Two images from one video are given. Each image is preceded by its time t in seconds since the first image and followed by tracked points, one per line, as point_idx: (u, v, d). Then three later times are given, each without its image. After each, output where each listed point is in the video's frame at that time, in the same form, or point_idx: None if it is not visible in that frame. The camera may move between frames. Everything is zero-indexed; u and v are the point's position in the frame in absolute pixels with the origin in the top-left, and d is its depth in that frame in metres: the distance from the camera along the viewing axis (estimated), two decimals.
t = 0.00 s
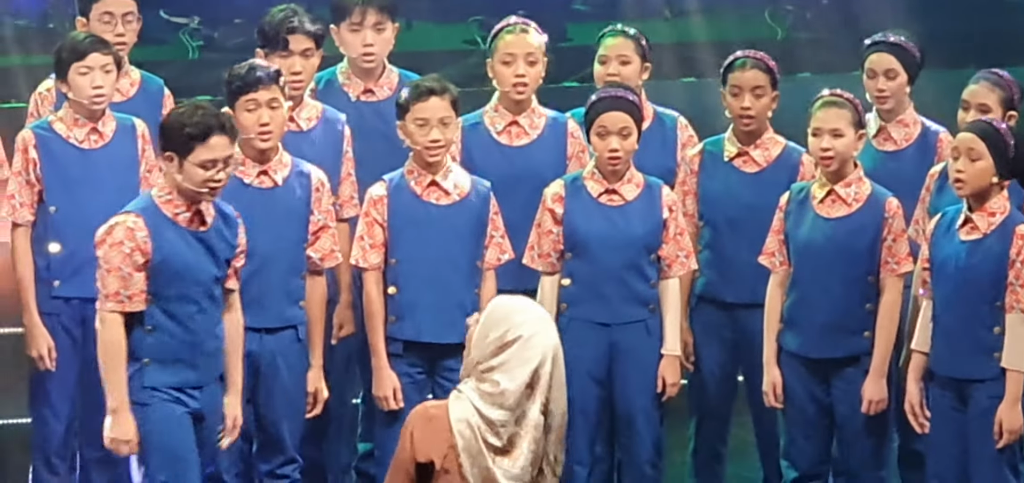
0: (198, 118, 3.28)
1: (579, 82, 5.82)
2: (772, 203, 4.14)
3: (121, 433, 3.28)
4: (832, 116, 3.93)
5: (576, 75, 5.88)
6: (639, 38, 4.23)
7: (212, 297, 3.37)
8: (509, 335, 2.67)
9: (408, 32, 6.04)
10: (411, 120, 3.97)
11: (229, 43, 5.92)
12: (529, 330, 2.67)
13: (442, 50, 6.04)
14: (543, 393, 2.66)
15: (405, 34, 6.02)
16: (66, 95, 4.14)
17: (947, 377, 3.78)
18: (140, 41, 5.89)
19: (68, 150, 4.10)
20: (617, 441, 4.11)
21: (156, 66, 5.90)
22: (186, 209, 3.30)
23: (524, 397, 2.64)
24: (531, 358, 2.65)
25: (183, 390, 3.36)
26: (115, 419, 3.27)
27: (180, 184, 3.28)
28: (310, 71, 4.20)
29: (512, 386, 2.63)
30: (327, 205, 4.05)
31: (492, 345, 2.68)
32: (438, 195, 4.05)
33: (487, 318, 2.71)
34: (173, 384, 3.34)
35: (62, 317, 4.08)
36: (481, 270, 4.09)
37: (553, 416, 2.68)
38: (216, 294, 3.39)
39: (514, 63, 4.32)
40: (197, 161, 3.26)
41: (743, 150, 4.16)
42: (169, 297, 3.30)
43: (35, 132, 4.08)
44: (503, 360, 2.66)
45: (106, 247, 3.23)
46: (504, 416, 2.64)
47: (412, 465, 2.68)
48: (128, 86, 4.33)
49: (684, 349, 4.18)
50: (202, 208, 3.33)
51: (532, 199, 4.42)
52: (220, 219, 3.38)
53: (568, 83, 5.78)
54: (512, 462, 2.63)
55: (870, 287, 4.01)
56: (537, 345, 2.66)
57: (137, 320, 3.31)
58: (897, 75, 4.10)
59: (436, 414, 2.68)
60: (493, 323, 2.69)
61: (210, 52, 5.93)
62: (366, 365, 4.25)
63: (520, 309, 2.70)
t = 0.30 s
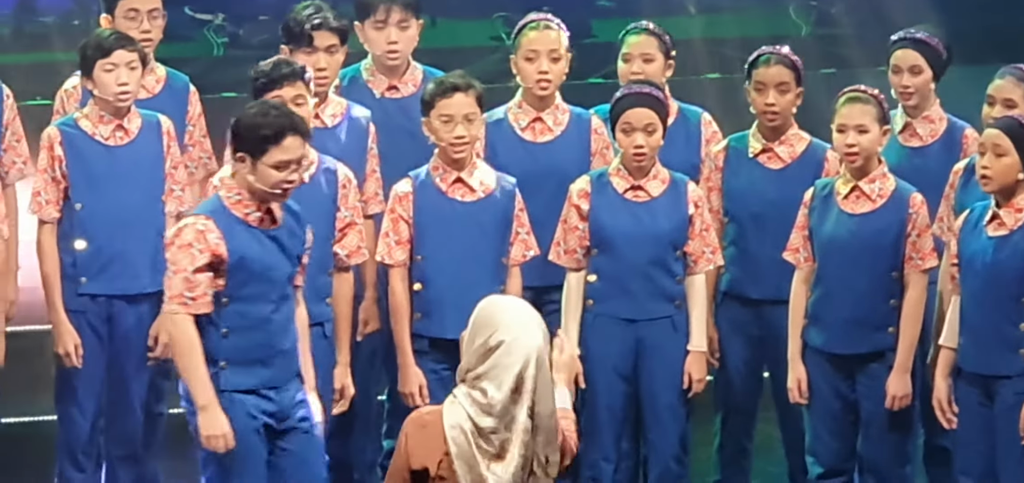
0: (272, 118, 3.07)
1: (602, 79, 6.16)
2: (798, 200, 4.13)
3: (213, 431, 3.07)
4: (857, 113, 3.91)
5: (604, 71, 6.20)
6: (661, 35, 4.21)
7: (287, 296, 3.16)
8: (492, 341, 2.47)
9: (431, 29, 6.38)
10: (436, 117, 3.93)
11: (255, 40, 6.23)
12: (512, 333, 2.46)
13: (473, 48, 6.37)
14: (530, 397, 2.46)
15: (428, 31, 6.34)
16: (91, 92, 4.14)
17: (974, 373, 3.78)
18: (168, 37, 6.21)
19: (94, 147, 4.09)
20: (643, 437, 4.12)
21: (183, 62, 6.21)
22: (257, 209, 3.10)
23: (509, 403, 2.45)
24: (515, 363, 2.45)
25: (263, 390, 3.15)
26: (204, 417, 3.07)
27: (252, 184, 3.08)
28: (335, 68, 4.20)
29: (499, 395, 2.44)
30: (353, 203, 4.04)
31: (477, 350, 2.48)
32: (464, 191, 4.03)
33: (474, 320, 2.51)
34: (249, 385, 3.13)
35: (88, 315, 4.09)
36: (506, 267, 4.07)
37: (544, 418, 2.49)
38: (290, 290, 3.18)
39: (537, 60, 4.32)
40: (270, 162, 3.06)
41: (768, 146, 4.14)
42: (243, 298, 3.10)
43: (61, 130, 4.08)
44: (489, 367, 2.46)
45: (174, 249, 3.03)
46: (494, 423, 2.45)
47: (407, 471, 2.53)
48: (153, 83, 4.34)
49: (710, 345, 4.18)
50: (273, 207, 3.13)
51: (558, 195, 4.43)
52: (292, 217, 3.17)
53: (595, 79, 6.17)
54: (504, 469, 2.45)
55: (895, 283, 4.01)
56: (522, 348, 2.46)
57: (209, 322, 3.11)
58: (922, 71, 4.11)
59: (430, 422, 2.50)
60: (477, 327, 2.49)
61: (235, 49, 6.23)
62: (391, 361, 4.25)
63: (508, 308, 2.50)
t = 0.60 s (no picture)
0: (362, 127, 3.00)
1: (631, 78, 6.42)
2: (828, 198, 4.12)
3: (292, 444, 3.05)
4: (886, 111, 3.87)
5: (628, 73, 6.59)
6: (689, 34, 4.19)
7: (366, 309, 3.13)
8: (479, 349, 2.45)
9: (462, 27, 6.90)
10: (466, 116, 3.92)
11: (287, 41, 6.77)
12: (496, 337, 2.43)
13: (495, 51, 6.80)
14: (518, 400, 2.43)
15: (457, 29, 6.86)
16: (121, 92, 4.14)
17: (1005, 371, 3.78)
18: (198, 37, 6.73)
19: (124, 147, 4.08)
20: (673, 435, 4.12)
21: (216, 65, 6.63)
22: (343, 218, 3.06)
23: (499, 408, 2.43)
24: (500, 369, 2.42)
25: (339, 401, 3.12)
26: (286, 429, 3.05)
27: (338, 194, 3.03)
28: (365, 67, 4.20)
29: (488, 400, 2.44)
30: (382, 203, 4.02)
31: (468, 358, 2.47)
32: (494, 191, 4.03)
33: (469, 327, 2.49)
34: (325, 395, 3.11)
35: (118, 315, 4.09)
36: (537, 267, 4.06)
37: (538, 417, 2.45)
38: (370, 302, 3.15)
39: (565, 59, 4.31)
40: (358, 172, 3.00)
41: (799, 145, 4.13)
42: (326, 308, 3.08)
43: (91, 130, 4.07)
44: (477, 375, 2.44)
45: (260, 258, 3.01)
46: (489, 430, 2.44)
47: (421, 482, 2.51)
48: (183, 83, 4.34)
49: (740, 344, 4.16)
50: (359, 216, 3.09)
51: (587, 195, 4.43)
52: (375, 228, 3.13)
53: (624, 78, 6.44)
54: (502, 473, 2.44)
55: (925, 281, 3.98)
56: (506, 352, 2.42)
57: (291, 332, 3.09)
58: (951, 71, 4.11)
59: (437, 431, 2.49)
60: (470, 337, 2.47)
61: (266, 49, 6.77)
62: (421, 361, 4.24)
63: (501, 309, 2.47)
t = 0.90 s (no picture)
0: (457, 126, 2.91)
1: (648, 79, 6.27)
2: (845, 198, 4.12)
3: (370, 448, 3.01)
4: (903, 111, 3.87)
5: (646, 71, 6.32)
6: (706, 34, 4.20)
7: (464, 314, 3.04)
8: (482, 358, 2.31)
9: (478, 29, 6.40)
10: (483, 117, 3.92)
11: (302, 42, 6.24)
12: (497, 344, 2.29)
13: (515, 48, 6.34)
14: (524, 406, 2.28)
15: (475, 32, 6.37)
16: (138, 96, 4.14)
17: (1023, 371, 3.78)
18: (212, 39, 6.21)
19: (141, 150, 4.08)
20: (690, 435, 4.12)
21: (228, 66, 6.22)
22: (441, 220, 2.96)
23: (504, 415, 2.29)
24: (502, 376, 2.28)
25: (433, 404, 3.05)
26: (366, 432, 3.00)
27: (434, 195, 2.94)
28: (380, 69, 4.18)
29: (492, 408, 2.29)
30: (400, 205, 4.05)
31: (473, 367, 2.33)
32: (511, 193, 4.01)
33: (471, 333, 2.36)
34: (419, 398, 3.04)
35: (135, 318, 4.09)
36: (554, 269, 4.03)
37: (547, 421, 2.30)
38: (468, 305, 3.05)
39: (579, 60, 4.28)
40: (454, 173, 2.91)
41: (816, 145, 4.13)
42: (422, 311, 2.99)
43: (107, 133, 4.08)
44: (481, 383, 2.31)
45: (358, 256, 2.92)
46: (494, 438, 2.31)
47: None
48: (200, 85, 4.35)
49: (758, 344, 4.16)
50: (456, 218, 2.99)
51: (603, 197, 4.40)
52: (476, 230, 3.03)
53: (641, 79, 6.28)
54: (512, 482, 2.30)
55: (942, 281, 3.96)
56: (508, 359, 2.28)
57: (388, 334, 3.02)
58: (968, 71, 4.13)
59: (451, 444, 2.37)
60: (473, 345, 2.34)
61: (280, 52, 6.25)
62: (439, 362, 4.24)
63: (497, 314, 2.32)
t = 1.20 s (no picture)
0: (519, 124, 3.13)
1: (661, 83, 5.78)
2: (861, 200, 4.12)
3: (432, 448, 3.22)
4: (919, 113, 3.88)
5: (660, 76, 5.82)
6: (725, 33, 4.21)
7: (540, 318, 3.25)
8: (530, 353, 2.30)
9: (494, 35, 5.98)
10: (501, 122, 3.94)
11: (315, 49, 5.88)
12: (550, 338, 2.29)
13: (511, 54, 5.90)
14: (571, 403, 2.28)
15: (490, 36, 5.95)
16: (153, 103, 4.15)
17: None
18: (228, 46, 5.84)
19: (156, 156, 4.09)
20: (707, 440, 4.12)
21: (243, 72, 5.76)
22: (516, 224, 3.21)
23: (551, 409, 2.28)
24: (551, 371, 2.28)
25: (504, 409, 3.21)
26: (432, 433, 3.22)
27: (506, 196, 3.18)
28: (394, 74, 4.16)
29: (539, 401, 2.29)
30: (416, 211, 4.04)
31: (517, 360, 2.32)
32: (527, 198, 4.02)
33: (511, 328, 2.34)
34: (494, 404, 3.20)
35: (151, 324, 4.09)
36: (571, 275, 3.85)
37: (590, 420, 2.30)
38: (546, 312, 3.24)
39: (592, 64, 4.18)
40: (521, 168, 3.13)
41: (832, 148, 4.13)
42: (497, 316, 3.22)
43: (123, 140, 4.09)
44: (528, 376, 2.29)
45: (435, 262, 3.22)
46: (534, 430, 2.30)
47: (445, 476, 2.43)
48: (215, 91, 4.35)
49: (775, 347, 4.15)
50: (532, 222, 3.23)
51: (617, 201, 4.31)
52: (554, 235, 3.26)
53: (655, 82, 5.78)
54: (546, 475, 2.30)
55: (959, 284, 3.97)
56: (562, 355, 2.28)
57: (465, 341, 3.25)
58: (985, 71, 4.14)
59: (478, 435, 2.38)
60: (518, 340, 2.32)
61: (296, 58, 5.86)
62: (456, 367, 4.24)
63: (544, 311, 2.33)
